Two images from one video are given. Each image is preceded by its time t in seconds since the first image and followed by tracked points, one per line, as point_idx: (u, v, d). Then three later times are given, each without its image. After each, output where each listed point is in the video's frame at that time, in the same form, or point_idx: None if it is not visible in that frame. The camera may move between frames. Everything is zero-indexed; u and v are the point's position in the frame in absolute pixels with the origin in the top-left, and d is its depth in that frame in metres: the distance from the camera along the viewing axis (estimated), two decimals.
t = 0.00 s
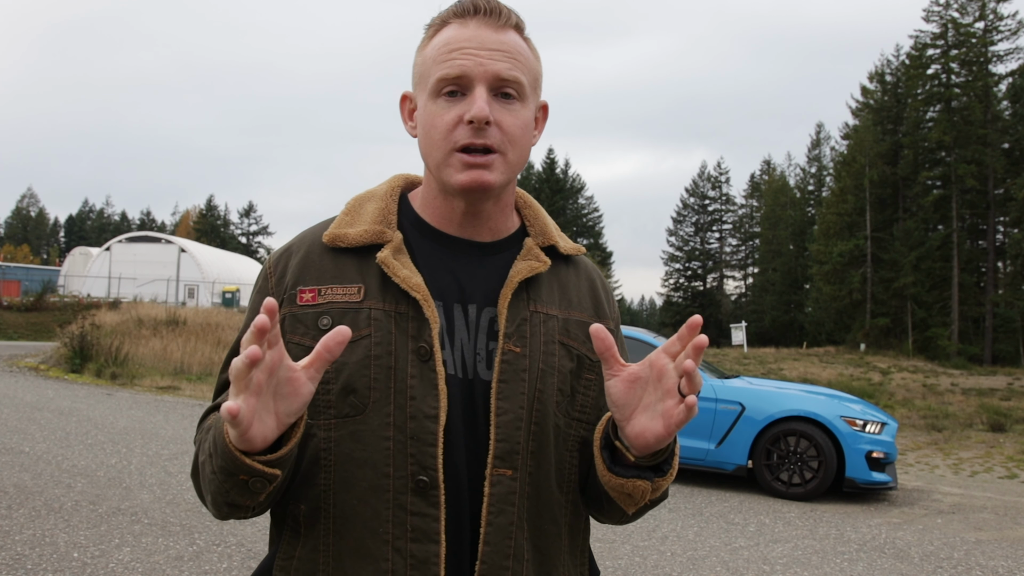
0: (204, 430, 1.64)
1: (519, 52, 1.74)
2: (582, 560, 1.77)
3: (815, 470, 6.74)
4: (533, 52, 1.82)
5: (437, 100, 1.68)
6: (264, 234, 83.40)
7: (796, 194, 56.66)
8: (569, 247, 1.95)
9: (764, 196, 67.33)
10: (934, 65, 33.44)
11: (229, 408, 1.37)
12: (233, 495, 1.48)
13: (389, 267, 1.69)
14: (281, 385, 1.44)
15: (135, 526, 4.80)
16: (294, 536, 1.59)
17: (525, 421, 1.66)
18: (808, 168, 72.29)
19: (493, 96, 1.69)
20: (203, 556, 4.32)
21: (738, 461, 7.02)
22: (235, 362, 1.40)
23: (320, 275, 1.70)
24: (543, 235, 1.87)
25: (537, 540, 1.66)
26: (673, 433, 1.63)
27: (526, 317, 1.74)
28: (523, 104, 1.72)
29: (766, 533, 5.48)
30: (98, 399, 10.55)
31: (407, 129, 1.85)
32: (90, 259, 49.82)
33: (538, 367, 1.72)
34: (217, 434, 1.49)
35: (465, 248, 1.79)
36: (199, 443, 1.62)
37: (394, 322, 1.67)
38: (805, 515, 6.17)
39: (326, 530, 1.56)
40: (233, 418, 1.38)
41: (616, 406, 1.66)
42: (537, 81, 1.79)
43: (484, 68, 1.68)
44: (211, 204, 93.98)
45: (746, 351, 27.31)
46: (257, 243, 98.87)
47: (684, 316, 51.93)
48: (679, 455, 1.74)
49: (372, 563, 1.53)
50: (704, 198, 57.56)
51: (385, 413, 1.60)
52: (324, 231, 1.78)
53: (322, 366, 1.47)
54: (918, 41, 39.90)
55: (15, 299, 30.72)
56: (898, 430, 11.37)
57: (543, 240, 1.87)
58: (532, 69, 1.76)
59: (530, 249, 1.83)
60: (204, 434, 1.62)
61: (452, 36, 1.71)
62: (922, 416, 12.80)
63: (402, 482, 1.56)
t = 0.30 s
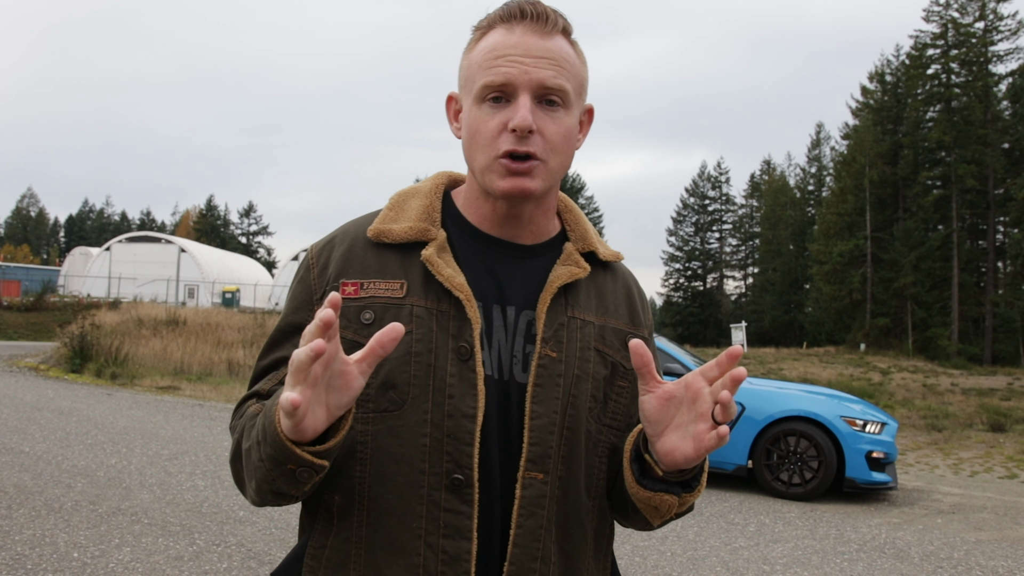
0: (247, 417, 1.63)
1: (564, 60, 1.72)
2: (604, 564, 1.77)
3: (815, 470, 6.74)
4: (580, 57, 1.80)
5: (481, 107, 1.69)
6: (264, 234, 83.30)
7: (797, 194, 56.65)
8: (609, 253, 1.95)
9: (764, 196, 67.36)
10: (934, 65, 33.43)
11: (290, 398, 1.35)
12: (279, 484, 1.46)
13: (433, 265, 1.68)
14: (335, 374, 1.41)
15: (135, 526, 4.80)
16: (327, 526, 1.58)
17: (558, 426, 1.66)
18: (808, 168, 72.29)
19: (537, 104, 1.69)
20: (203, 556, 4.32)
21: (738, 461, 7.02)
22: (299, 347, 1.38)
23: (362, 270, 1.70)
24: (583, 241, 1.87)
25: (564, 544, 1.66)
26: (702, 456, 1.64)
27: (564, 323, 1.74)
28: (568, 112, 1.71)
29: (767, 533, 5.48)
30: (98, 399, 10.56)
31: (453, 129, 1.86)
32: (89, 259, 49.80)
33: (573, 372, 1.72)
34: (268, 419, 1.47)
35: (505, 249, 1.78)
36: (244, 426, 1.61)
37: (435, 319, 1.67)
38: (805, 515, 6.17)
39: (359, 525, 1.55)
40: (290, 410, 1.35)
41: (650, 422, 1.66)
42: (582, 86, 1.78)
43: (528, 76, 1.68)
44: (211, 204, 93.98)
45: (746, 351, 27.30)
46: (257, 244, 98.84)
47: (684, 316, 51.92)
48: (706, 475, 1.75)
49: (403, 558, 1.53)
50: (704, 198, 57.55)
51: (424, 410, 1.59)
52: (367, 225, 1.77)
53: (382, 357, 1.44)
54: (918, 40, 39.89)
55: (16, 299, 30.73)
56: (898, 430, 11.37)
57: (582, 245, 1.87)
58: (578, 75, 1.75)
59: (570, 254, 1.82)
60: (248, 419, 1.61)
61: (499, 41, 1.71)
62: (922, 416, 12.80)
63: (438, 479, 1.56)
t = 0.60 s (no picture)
0: (273, 411, 1.63)
1: (599, 69, 1.71)
2: (618, 567, 1.78)
3: (815, 470, 6.74)
4: (616, 65, 1.78)
5: (514, 114, 1.68)
6: (265, 234, 83.31)
7: (796, 194, 56.65)
8: (634, 259, 1.94)
9: (764, 196, 67.37)
10: (934, 65, 33.42)
11: (333, 398, 1.35)
12: (307, 483, 1.45)
13: (460, 267, 1.68)
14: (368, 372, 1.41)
15: (135, 526, 4.80)
16: (347, 521, 1.58)
17: (575, 432, 1.66)
18: (808, 168, 72.29)
19: (570, 114, 1.68)
20: (203, 556, 4.32)
21: (738, 461, 7.03)
22: (341, 345, 1.38)
23: (388, 267, 1.69)
24: (608, 247, 1.87)
25: (579, 550, 1.66)
26: (712, 465, 1.65)
27: (584, 329, 1.74)
28: (600, 122, 1.71)
29: (767, 533, 5.48)
30: (98, 399, 10.57)
31: (485, 131, 1.85)
32: (89, 260, 49.76)
33: (592, 380, 1.72)
34: (299, 416, 1.47)
35: (531, 252, 1.78)
36: (272, 420, 1.61)
37: (460, 321, 1.67)
38: (805, 514, 6.17)
39: (377, 523, 1.55)
40: (332, 410, 1.35)
41: (664, 430, 1.66)
42: (616, 96, 1.77)
43: (563, 87, 1.67)
44: (211, 203, 93.86)
45: (746, 351, 27.26)
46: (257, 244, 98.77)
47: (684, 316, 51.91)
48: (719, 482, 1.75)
49: (421, 556, 1.54)
50: (704, 199, 57.53)
51: (446, 411, 1.59)
52: (393, 224, 1.76)
53: (421, 363, 1.43)
54: (918, 40, 39.91)
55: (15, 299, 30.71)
56: (898, 430, 11.37)
57: (607, 251, 1.86)
58: (612, 85, 1.74)
59: (594, 259, 1.82)
60: (278, 412, 1.62)
61: (533, 49, 1.69)
62: (922, 416, 12.80)
63: (457, 480, 1.56)
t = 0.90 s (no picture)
0: (254, 418, 1.61)
1: (582, 66, 1.70)
2: (609, 566, 1.77)
3: (815, 470, 6.74)
4: (597, 63, 1.78)
5: (496, 113, 1.66)
6: (266, 235, 83.25)
7: (796, 194, 56.66)
8: (612, 253, 1.95)
9: (764, 196, 67.40)
10: (934, 65, 33.43)
11: (346, 378, 1.30)
12: (300, 478, 1.42)
13: (441, 266, 1.67)
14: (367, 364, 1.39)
15: (135, 526, 4.80)
16: (332, 532, 1.56)
17: (562, 430, 1.66)
18: (808, 168, 72.30)
19: (554, 114, 1.67)
20: (203, 556, 4.32)
21: (738, 461, 7.02)
22: (349, 326, 1.35)
23: (367, 268, 1.67)
24: (586, 242, 1.87)
25: (570, 550, 1.66)
26: (701, 453, 1.65)
27: (566, 325, 1.74)
28: (583, 122, 1.70)
29: (767, 533, 5.48)
30: (98, 399, 10.56)
31: (463, 129, 1.83)
32: (89, 260, 49.72)
33: (577, 378, 1.72)
34: (291, 412, 1.42)
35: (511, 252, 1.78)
36: (257, 423, 1.58)
37: (442, 322, 1.66)
38: (805, 514, 6.18)
39: (364, 530, 1.53)
40: (346, 389, 1.30)
41: (651, 421, 1.66)
42: (598, 94, 1.76)
43: (548, 87, 1.65)
44: (211, 203, 93.82)
45: (746, 351, 27.24)
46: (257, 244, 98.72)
47: (684, 316, 51.90)
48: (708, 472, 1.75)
49: (410, 563, 1.52)
50: (704, 198, 57.55)
51: (431, 412, 1.58)
52: (372, 224, 1.75)
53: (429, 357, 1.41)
54: (917, 40, 39.93)
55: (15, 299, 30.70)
56: (898, 430, 11.37)
57: (586, 246, 1.87)
58: (595, 83, 1.73)
59: (574, 255, 1.82)
60: (258, 418, 1.59)
61: (517, 47, 1.67)
62: (922, 416, 12.80)
63: (444, 484, 1.55)
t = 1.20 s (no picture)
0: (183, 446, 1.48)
1: (508, 62, 1.64)
2: (576, 565, 1.71)
3: (815, 470, 6.74)
4: (521, 58, 1.73)
5: (422, 112, 1.58)
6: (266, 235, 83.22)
7: (796, 194, 56.69)
8: (548, 246, 1.91)
9: (764, 196, 67.44)
10: (934, 65, 33.44)
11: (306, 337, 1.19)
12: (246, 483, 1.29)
13: (373, 269, 1.57)
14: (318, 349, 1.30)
15: (135, 526, 4.80)
16: (281, 559, 1.43)
17: (520, 425, 1.58)
18: (808, 168, 72.31)
19: (481, 112, 1.60)
20: (203, 556, 4.33)
21: (738, 461, 7.02)
22: (294, 295, 1.26)
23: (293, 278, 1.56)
24: (522, 236, 1.82)
25: (538, 548, 1.57)
26: (655, 436, 1.60)
27: (514, 318, 1.68)
28: (511, 118, 1.64)
29: (767, 533, 5.48)
30: (98, 399, 10.56)
31: (385, 131, 1.73)
32: (89, 260, 49.72)
33: (530, 370, 1.65)
34: (235, 402, 1.31)
35: (445, 251, 1.69)
36: (194, 434, 1.44)
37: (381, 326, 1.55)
38: (805, 515, 6.17)
39: (317, 550, 1.40)
40: (302, 352, 1.20)
41: (597, 405, 1.62)
42: (524, 89, 1.70)
43: (473, 84, 1.59)
44: (211, 203, 93.79)
45: (746, 351, 27.25)
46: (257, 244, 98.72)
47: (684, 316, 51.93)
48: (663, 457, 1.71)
49: None
50: (704, 198, 57.56)
51: (378, 420, 1.46)
52: (298, 235, 1.64)
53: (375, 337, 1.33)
54: (917, 41, 39.97)
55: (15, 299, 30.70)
56: (898, 430, 11.37)
57: (523, 240, 1.82)
58: (519, 78, 1.67)
59: (511, 250, 1.77)
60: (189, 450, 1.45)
61: (439, 42, 1.60)
62: (922, 416, 12.80)
63: (399, 493, 1.43)
